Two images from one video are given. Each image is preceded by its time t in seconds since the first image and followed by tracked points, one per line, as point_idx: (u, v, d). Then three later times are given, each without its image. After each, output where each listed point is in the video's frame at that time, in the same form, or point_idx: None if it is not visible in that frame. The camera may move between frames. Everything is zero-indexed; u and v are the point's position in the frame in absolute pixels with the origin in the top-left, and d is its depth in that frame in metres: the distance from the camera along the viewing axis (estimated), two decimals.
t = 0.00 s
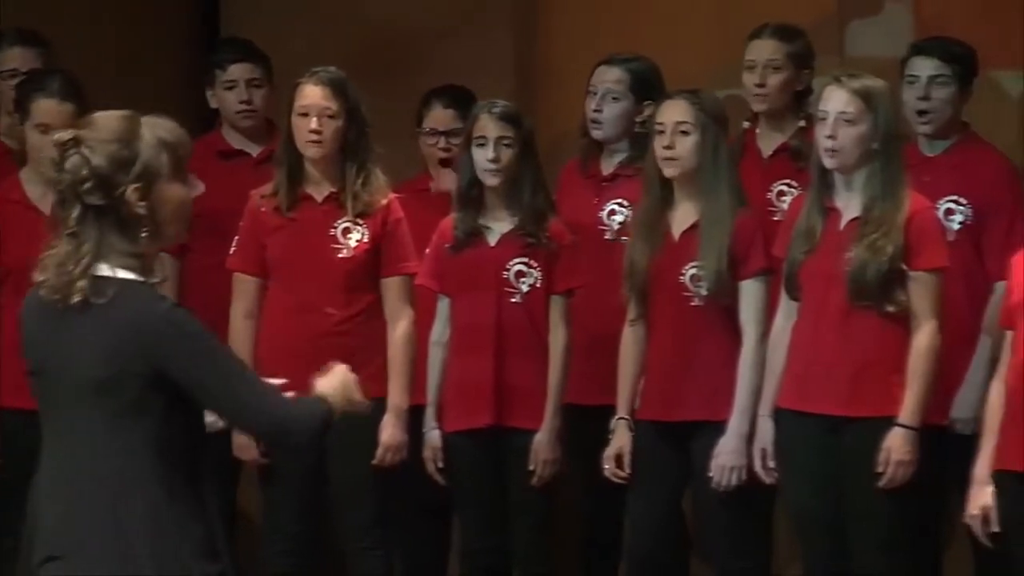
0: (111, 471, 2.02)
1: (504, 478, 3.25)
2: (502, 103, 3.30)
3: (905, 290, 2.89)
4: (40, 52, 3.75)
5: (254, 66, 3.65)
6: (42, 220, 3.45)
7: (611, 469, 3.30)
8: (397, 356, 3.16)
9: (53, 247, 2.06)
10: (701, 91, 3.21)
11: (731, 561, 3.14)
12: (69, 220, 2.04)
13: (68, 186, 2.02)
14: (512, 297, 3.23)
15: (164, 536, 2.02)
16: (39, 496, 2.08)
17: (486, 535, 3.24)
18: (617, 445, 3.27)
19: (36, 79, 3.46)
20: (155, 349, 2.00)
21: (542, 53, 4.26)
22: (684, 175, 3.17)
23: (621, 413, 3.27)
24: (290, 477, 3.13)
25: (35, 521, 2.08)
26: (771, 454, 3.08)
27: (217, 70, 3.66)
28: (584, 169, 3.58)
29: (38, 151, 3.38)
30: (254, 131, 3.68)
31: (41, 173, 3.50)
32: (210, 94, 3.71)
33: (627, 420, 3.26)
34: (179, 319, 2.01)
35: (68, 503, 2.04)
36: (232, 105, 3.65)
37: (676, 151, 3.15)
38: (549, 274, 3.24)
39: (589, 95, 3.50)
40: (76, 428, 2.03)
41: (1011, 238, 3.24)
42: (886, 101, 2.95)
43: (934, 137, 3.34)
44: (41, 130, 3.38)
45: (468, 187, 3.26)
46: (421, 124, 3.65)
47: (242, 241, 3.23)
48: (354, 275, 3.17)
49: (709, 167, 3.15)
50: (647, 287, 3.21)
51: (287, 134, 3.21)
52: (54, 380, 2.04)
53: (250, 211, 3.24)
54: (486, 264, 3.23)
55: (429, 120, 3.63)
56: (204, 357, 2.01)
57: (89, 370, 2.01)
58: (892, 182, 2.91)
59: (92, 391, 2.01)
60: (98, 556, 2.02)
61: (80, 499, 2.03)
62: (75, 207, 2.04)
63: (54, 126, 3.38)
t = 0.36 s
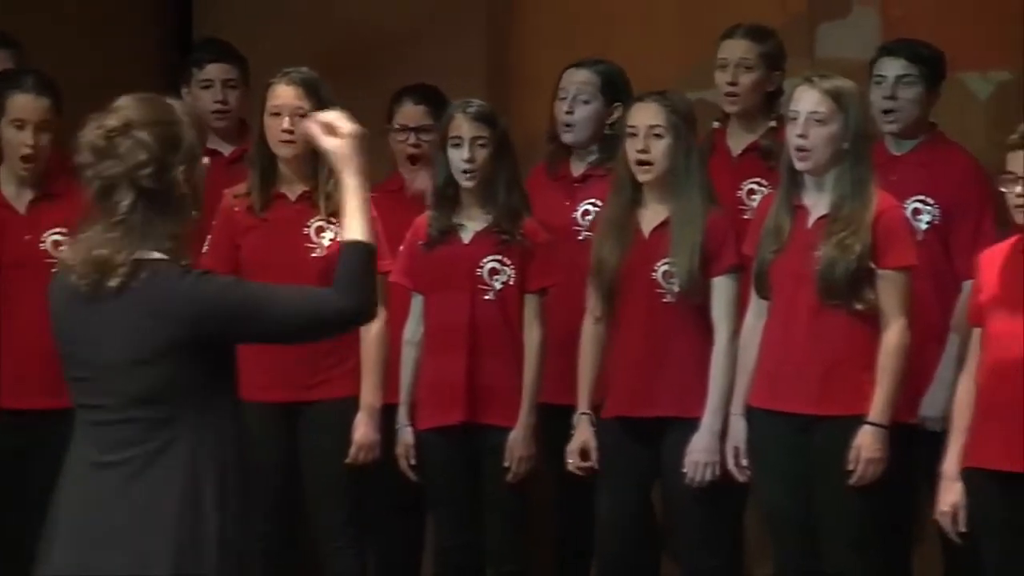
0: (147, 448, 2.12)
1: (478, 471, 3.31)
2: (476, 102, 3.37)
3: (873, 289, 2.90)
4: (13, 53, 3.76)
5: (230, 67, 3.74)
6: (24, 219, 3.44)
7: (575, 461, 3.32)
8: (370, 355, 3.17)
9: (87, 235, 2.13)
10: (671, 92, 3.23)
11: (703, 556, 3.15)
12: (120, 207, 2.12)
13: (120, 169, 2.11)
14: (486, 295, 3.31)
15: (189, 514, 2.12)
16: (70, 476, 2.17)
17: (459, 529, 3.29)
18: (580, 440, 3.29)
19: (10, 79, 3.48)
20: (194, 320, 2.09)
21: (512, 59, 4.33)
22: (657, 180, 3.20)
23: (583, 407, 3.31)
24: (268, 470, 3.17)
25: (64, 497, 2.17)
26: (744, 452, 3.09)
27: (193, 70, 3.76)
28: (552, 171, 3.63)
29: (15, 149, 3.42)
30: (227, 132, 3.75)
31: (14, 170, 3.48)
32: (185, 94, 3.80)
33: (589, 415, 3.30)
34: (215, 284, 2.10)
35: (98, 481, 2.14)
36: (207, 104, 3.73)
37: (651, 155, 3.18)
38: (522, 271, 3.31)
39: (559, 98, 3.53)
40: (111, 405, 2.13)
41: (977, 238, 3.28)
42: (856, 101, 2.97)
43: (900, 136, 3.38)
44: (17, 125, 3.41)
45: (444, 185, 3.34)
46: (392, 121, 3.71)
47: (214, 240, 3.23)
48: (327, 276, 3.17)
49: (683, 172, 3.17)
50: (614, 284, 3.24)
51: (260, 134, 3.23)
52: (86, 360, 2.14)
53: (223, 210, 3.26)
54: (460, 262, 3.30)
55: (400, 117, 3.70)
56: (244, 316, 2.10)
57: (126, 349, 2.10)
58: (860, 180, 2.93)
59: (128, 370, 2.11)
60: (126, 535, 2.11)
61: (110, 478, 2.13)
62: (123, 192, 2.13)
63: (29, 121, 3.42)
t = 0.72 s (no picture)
0: (163, 462, 2.16)
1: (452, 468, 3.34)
2: (450, 103, 3.37)
3: (843, 289, 2.92)
4: None
5: (205, 67, 3.82)
6: None
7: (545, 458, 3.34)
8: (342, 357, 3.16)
9: (125, 241, 2.14)
10: (632, 94, 3.24)
11: (674, 556, 3.17)
12: (165, 213, 2.16)
13: (164, 171, 2.16)
14: (457, 294, 3.34)
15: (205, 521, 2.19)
16: (67, 488, 2.18)
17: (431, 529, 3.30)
18: (553, 439, 3.31)
19: None
20: (222, 348, 2.14)
21: (484, 61, 4.35)
22: (626, 184, 3.22)
23: (555, 407, 3.31)
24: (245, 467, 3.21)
25: (62, 508, 2.19)
26: (714, 452, 3.11)
27: (170, 69, 3.83)
28: (524, 173, 3.65)
29: None
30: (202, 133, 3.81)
31: None
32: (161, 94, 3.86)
33: (560, 416, 3.31)
34: (243, 315, 2.15)
35: (110, 496, 2.16)
36: (182, 104, 3.80)
37: (620, 162, 3.19)
38: (494, 272, 3.33)
39: (531, 104, 3.55)
40: (126, 423, 2.14)
41: (947, 239, 3.31)
42: (825, 103, 2.99)
43: (871, 139, 3.40)
44: None
45: (417, 185, 3.35)
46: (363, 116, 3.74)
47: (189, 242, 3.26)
48: (301, 276, 3.20)
49: (651, 172, 3.20)
50: (587, 287, 3.24)
51: (236, 135, 3.24)
52: (98, 373, 2.14)
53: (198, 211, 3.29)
54: (431, 263, 3.33)
55: (372, 112, 3.73)
56: (273, 350, 2.17)
57: (150, 368, 2.12)
58: (830, 182, 2.95)
59: (150, 389, 2.13)
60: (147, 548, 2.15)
61: (126, 492, 2.15)
62: (165, 197, 2.16)
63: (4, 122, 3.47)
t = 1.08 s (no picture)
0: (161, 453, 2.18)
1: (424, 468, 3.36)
2: (419, 104, 3.39)
3: (812, 289, 2.94)
4: None
5: (175, 68, 3.83)
6: None
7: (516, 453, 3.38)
8: (315, 350, 3.20)
9: (105, 240, 2.15)
10: (598, 96, 3.27)
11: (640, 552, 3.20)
12: (140, 210, 2.17)
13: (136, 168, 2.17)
14: (428, 294, 3.35)
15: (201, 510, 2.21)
16: (57, 493, 2.17)
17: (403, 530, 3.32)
18: (528, 440, 3.34)
19: None
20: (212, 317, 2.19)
21: (452, 62, 4.37)
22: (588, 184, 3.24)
23: (536, 409, 3.34)
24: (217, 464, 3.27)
25: (55, 513, 2.17)
26: (684, 451, 3.12)
27: (140, 70, 3.84)
28: (496, 173, 3.68)
29: None
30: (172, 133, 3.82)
31: None
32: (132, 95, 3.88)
33: (539, 418, 3.34)
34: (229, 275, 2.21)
35: (108, 494, 2.16)
36: (153, 105, 3.80)
37: (580, 164, 3.21)
38: (465, 272, 3.36)
39: (502, 105, 3.57)
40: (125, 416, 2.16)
41: (914, 238, 3.33)
42: (793, 105, 3.01)
43: (839, 139, 3.42)
44: None
45: (387, 185, 3.37)
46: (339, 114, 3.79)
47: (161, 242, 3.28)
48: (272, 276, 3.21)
49: (613, 176, 3.22)
50: (553, 288, 3.27)
51: (206, 136, 3.28)
52: (92, 370, 2.15)
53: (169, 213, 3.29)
54: (402, 263, 3.34)
55: (347, 108, 3.78)
56: (259, 303, 2.23)
57: (148, 354, 2.15)
58: (799, 183, 2.96)
59: (147, 375, 2.15)
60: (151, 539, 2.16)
61: (128, 484, 2.16)
62: (139, 193, 2.18)
63: None
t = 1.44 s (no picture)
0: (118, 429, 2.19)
1: (395, 467, 3.38)
2: (390, 104, 3.40)
3: (781, 290, 2.96)
4: None
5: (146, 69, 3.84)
6: None
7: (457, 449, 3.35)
8: (288, 351, 3.24)
9: (55, 232, 2.12)
10: (568, 95, 3.28)
11: (608, 551, 3.25)
12: (91, 199, 2.15)
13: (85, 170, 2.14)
14: (399, 294, 3.37)
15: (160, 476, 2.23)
16: (20, 478, 2.18)
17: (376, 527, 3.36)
18: (471, 436, 3.32)
19: None
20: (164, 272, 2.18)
21: (423, 63, 4.39)
22: (549, 180, 3.24)
23: (483, 407, 3.34)
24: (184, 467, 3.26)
25: (20, 497, 2.19)
26: (653, 451, 3.15)
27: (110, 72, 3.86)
28: (468, 174, 3.70)
29: None
30: (143, 132, 3.87)
31: None
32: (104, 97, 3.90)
33: (486, 415, 3.34)
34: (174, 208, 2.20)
35: (68, 475, 2.17)
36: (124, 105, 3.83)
37: (543, 157, 3.22)
38: (436, 272, 3.38)
39: (474, 105, 3.59)
40: (84, 398, 2.15)
41: (882, 239, 3.36)
42: (763, 107, 3.03)
43: (809, 142, 3.45)
44: None
45: (358, 186, 3.39)
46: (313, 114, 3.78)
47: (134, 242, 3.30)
48: (243, 277, 3.24)
49: (574, 174, 3.22)
50: (510, 283, 3.28)
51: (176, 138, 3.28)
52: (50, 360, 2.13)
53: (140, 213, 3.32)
54: (373, 263, 3.35)
55: (321, 109, 3.78)
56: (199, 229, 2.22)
57: (104, 332, 2.14)
58: (769, 184, 2.98)
59: (104, 358, 2.14)
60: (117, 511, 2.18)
61: (89, 467, 2.17)
62: (88, 183, 2.15)
63: None
